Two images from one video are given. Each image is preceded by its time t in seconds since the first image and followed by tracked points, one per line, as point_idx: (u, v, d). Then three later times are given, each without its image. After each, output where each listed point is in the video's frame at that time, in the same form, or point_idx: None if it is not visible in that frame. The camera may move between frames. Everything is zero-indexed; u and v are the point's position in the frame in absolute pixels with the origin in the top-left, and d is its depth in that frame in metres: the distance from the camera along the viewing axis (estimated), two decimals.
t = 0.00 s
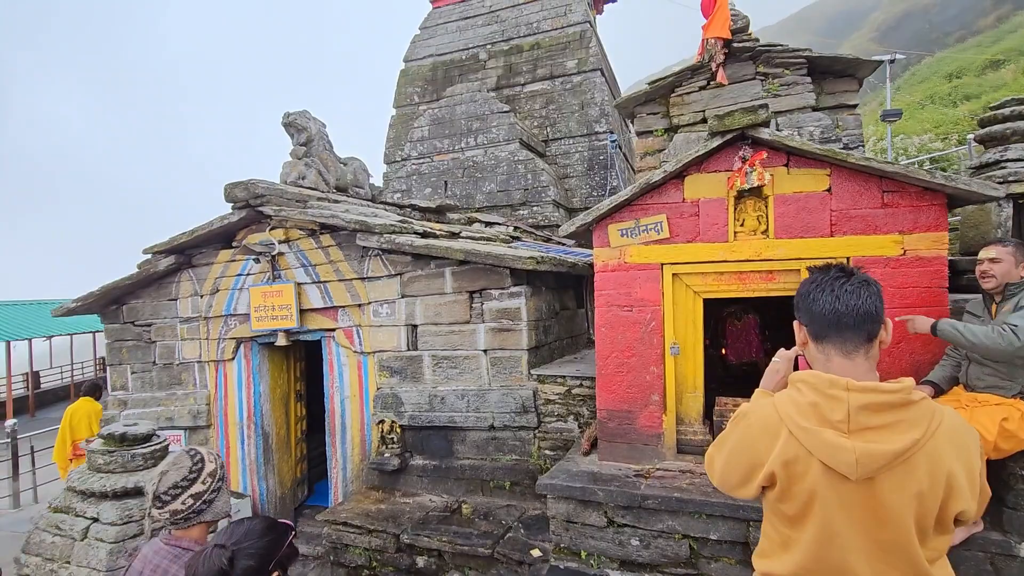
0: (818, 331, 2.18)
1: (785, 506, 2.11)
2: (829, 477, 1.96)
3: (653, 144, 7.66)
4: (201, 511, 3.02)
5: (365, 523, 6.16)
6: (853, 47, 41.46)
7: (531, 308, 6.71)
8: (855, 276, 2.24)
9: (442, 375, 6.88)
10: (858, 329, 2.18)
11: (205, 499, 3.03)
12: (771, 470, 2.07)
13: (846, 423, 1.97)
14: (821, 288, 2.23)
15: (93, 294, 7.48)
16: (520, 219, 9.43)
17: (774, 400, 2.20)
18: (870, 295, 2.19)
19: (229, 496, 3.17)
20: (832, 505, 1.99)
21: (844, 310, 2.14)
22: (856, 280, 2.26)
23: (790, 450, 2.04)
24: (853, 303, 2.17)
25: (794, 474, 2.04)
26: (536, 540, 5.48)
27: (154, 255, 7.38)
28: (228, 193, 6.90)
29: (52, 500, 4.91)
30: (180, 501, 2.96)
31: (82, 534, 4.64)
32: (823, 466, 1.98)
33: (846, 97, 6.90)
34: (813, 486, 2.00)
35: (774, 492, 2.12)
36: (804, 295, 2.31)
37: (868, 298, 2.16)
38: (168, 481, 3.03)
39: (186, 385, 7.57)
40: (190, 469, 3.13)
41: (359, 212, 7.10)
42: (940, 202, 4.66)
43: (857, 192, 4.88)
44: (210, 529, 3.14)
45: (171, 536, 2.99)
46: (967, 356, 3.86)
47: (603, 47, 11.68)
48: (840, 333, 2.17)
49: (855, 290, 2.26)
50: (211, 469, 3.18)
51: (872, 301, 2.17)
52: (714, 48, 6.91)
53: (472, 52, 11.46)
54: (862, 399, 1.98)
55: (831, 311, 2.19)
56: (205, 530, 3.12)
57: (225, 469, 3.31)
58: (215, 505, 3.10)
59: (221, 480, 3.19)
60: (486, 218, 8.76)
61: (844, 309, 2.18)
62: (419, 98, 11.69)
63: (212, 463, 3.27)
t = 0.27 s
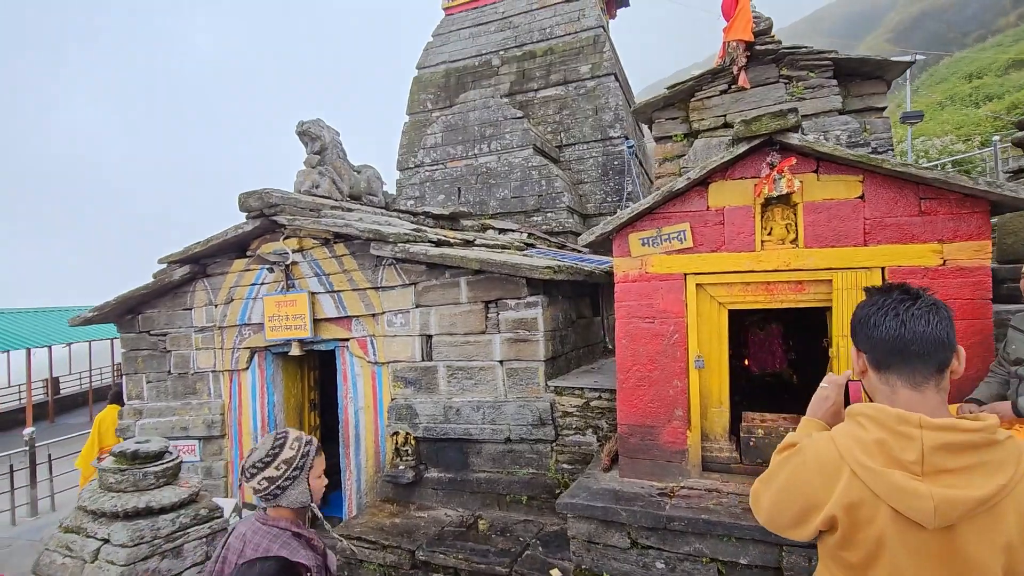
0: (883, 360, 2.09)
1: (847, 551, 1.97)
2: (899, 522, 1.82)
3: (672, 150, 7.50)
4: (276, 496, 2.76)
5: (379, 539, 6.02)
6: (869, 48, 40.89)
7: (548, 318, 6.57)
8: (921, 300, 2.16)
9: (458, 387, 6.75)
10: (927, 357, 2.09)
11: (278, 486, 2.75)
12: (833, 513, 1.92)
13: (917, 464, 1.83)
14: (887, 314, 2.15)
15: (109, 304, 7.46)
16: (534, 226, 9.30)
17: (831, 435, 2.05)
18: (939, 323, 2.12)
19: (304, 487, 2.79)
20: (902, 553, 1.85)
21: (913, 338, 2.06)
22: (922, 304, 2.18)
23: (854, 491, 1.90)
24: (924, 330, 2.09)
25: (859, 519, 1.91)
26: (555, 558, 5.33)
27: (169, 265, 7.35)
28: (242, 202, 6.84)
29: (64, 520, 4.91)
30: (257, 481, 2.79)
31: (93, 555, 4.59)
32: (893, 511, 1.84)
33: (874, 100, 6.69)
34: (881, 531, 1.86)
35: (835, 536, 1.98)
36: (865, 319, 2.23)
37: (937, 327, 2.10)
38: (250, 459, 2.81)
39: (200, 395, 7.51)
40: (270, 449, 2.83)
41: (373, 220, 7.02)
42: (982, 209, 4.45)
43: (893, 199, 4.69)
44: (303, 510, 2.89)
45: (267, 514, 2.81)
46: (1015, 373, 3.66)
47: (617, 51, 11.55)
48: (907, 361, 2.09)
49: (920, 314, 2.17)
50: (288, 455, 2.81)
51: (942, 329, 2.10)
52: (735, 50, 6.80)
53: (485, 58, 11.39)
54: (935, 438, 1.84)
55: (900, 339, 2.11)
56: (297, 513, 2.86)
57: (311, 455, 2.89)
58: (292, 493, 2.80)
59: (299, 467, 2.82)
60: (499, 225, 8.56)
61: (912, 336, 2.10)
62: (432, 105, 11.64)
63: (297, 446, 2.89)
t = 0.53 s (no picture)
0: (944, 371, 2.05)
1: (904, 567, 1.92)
2: (965, 540, 1.77)
3: (691, 152, 7.42)
4: (353, 488, 3.08)
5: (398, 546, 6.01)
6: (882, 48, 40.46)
7: (567, 323, 6.51)
8: (984, 309, 2.10)
9: (475, 392, 6.71)
10: (991, 367, 2.04)
11: (352, 478, 3.05)
12: (892, 529, 1.87)
13: (984, 479, 1.78)
14: (946, 322, 2.10)
15: (128, 309, 7.50)
16: (547, 229, 9.25)
17: (887, 448, 1.99)
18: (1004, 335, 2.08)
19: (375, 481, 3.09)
20: (966, 571, 1.80)
21: (975, 348, 2.01)
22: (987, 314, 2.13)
23: (916, 507, 1.85)
24: (988, 341, 2.06)
25: (922, 536, 1.85)
26: (577, 566, 5.28)
27: (187, 270, 7.38)
28: (260, 208, 6.83)
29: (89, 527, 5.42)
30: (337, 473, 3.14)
31: (118, 562, 5.09)
32: (957, 527, 1.79)
33: (899, 100, 6.59)
34: (945, 549, 1.81)
35: (893, 552, 1.92)
36: (923, 328, 2.18)
37: (1000, 338, 2.06)
38: (332, 452, 3.15)
39: (218, 400, 7.52)
40: (347, 443, 3.15)
41: (389, 225, 7.00)
42: (1018, 211, 4.37)
43: (925, 201, 4.61)
44: (378, 502, 3.19)
45: (348, 504, 3.15)
46: None
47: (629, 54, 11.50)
48: (968, 372, 2.06)
49: (984, 323, 2.12)
50: (361, 449, 3.12)
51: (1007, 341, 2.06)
52: (756, 52, 6.71)
53: (497, 62, 11.38)
54: (1001, 452, 1.79)
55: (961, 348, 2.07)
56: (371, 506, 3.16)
57: (383, 451, 3.18)
58: (367, 485, 3.10)
59: (372, 462, 3.12)
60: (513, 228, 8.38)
61: (974, 346, 2.05)
62: (445, 109, 11.63)
63: (371, 442, 3.18)
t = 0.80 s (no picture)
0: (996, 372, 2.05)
1: (960, 564, 1.94)
2: None
3: (708, 153, 7.42)
4: (439, 440, 3.44)
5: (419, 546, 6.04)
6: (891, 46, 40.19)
7: (584, 324, 6.52)
8: None
9: (493, 394, 6.74)
10: None
11: (436, 432, 3.42)
12: (946, 525, 1.90)
13: None
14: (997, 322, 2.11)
15: (147, 312, 7.55)
16: (559, 230, 9.25)
17: (939, 445, 2.03)
18: None
19: (457, 433, 3.41)
20: None
21: None
22: None
23: (971, 503, 1.86)
24: None
25: (979, 532, 1.87)
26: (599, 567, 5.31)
27: (206, 273, 7.44)
28: (278, 211, 6.87)
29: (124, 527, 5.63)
30: (425, 429, 3.50)
31: (153, 560, 5.27)
32: (1016, 525, 1.79)
33: (919, 99, 6.57)
34: (1001, 545, 1.81)
35: (947, 548, 1.95)
36: (973, 327, 2.20)
37: None
38: (419, 410, 3.53)
39: (236, 402, 7.57)
40: (431, 402, 3.53)
41: (406, 227, 7.02)
42: None
43: (951, 201, 4.73)
44: (464, 454, 3.51)
45: (438, 456, 3.51)
46: None
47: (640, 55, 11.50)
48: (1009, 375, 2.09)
49: None
50: (442, 407, 3.46)
51: None
52: (774, 51, 6.72)
53: (508, 65, 11.41)
54: None
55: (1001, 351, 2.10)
56: (457, 458, 3.48)
57: (462, 408, 3.49)
58: (451, 438, 3.44)
59: (453, 417, 3.44)
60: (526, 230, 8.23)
61: None
62: (455, 111, 11.66)
63: (451, 400, 3.50)
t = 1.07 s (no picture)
0: None
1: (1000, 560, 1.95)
2: None
3: (719, 154, 7.46)
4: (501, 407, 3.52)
5: (432, 547, 6.07)
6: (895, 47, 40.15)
7: (596, 325, 6.54)
8: None
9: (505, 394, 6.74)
10: None
11: (499, 399, 3.52)
12: (984, 523, 1.91)
13: None
14: None
15: (158, 313, 7.59)
16: (567, 232, 9.25)
17: (975, 444, 2.03)
18: None
19: (519, 400, 3.51)
20: None
21: None
22: None
23: (1010, 500, 1.87)
24: None
25: (1017, 529, 1.87)
26: (613, 567, 5.32)
27: (217, 275, 7.48)
28: (290, 213, 6.91)
29: (147, 527, 5.79)
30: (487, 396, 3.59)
31: (176, 558, 5.45)
32: None
33: (931, 99, 6.57)
34: None
35: (987, 545, 1.96)
36: (1007, 325, 2.21)
37: None
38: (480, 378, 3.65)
39: (247, 403, 7.59)
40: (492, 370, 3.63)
41: (417, 228, 7.04)
42: None
43: (968, 201, 4.74)
44: (523, 420, 3.59)
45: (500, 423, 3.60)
46: None
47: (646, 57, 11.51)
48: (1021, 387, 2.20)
49: None
50: (504, 374, 3.55)
51: None
52: (786, 52, 6.73)
53: (514, 67, 11.44)
54: None
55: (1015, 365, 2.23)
56: (517, 424, 3.57)
57: (522, 376, 3.56)
58: (511, 405, 3.53)
59: (515, 385, 3.54)
60: (534, 231, 8.22)
61: None
62: (462, 114, 11.69)
63: (512, 369, 3.59)
